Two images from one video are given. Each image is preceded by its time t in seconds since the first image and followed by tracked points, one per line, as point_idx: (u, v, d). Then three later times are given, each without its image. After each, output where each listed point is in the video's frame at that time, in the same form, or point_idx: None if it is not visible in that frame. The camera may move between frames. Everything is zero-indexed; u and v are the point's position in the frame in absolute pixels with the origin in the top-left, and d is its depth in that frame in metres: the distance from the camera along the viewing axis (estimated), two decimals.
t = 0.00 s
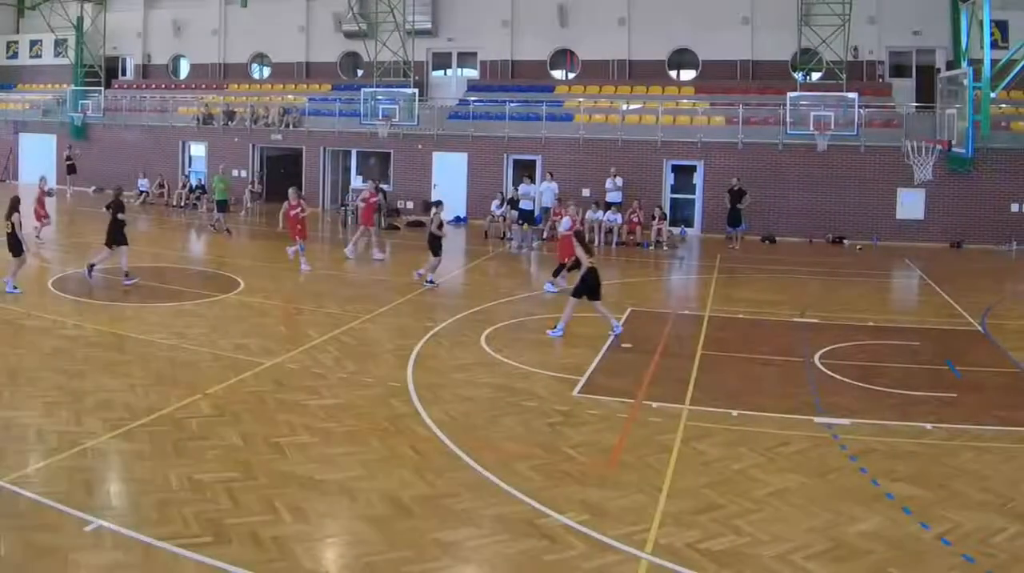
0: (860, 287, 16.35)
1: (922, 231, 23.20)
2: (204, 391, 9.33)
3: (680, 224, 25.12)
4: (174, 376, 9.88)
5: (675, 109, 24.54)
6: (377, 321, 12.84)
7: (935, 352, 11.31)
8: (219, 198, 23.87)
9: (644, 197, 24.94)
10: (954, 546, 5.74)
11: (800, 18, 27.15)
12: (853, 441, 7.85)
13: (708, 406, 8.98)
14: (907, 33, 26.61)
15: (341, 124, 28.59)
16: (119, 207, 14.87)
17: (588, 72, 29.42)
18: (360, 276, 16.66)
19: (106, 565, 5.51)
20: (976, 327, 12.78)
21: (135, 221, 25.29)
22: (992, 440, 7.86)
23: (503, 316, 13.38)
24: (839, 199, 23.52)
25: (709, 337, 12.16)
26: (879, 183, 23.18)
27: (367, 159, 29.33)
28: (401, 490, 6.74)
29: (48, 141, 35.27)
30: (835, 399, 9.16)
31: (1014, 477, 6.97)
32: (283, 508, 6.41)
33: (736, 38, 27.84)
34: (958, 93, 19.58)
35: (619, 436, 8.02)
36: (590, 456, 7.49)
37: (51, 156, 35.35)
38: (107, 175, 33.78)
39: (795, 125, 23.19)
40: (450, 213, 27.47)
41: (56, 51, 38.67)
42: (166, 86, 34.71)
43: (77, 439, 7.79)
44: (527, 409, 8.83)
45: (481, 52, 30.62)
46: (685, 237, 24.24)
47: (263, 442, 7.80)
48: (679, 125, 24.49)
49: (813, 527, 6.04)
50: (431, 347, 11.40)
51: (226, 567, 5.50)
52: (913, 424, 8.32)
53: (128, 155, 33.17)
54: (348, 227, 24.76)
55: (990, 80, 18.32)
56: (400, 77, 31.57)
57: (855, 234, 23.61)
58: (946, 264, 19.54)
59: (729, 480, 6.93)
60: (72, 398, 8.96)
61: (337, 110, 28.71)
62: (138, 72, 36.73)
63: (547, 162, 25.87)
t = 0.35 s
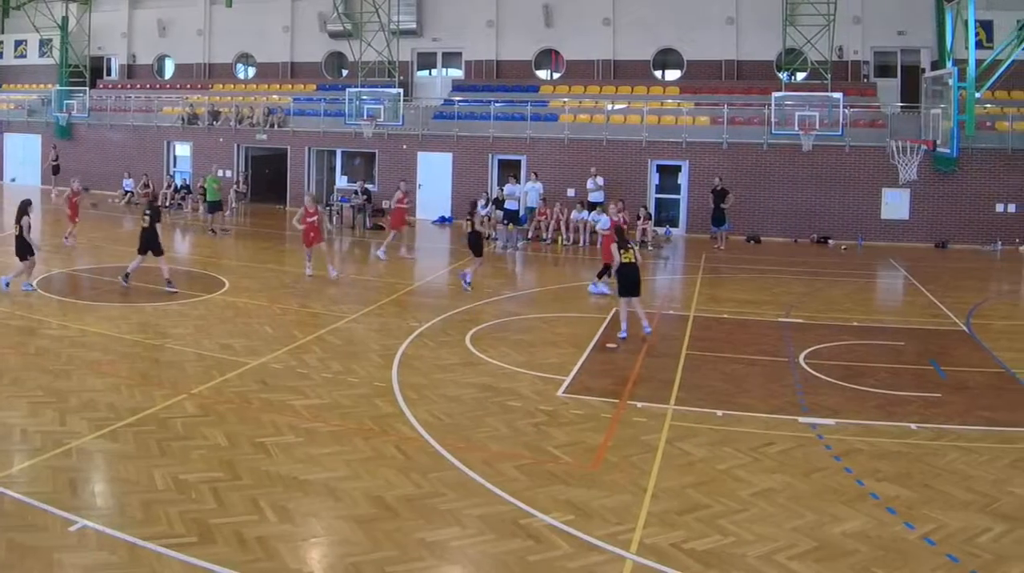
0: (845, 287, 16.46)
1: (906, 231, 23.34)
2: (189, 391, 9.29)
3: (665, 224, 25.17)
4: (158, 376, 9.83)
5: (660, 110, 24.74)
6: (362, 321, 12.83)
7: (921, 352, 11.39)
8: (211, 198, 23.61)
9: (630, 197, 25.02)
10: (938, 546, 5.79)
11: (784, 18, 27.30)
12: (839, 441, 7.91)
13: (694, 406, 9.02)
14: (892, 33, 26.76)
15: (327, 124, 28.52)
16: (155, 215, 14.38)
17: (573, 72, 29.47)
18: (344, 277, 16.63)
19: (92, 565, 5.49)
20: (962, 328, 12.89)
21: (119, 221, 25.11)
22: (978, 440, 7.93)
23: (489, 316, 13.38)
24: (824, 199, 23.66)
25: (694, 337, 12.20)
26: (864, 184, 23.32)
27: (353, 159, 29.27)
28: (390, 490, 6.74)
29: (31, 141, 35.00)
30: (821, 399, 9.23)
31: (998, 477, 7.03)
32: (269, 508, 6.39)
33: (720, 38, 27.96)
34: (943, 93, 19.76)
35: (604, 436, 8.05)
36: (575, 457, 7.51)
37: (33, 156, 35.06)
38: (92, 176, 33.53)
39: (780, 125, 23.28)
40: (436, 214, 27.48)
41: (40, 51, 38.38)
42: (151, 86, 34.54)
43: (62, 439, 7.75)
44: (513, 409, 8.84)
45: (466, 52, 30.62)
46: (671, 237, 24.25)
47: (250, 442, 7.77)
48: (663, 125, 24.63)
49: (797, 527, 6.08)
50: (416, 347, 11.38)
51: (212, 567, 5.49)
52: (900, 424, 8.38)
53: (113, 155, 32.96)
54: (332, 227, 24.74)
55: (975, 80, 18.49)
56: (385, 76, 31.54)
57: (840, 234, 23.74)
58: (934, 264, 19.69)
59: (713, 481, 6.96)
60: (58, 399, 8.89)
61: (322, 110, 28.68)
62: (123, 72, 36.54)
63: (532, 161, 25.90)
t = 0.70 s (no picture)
0: (832, 287, 16.54)
1: (892, 231, 23.48)
2: (175, 391, 9.25)
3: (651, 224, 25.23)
4: (145, 376, 9.79)
5: (646, 110, 24.87)
6: (350, 321, 12.80)
7: (907, 352, 11.46)
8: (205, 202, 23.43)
9: (616, 196, 25.09)
10: (926, 547, 5.83)
11: (770, 19, 27.38)
12: (825, 441, 7.96)
13: (681, 406, 9.06)
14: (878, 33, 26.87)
15: (313, 124, 28.42)
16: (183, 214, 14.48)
17: (559, 72, 29.51)
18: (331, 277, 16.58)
19: (78, 565, 5.47)
20: (948, 328, 12.99)
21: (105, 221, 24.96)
22: (964, 440, 8.00)
23: (476, 316, 13.39)
24: (810, 199, 23.78)
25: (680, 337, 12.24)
26: (850, 184, 23.44)
27: (339, 159, 29.22)
28: (377, 490, 6.73)
29: (17, 142, 34.77)
30: (807, 399, 9.28)
31: (984, 477, 7.09)
32: (257, 509, 6.38)
33: (707, 39, 28.05)
34: (930, 93, 19.87)
35: (591, 436, 8.07)
36: (561, 457, 7.53)
37: (19, 156, 34.84)
38: (78, 176, 33.30)
39: (767, 125, 23.29)
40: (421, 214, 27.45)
41: (27, 51, 38.14)
42: (138, 86, 34.38)
43: (47, 439, 7.71)
44: (500, 409, 8.85)
45: (452, 53, 30.61)
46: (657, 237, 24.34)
47: (237, 443, 7.75)
48: (649, 125, 24.73)
49: (783, 527, 6.12)
50: (403, 347, 11.38)
51: (198, 567, 5.48)
52: (887, 424, 8.44)
53: (99, 156, 32.75)
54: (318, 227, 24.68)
55: (961, 80, 18.61)
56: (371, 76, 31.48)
57: (826, 235, 23.86)
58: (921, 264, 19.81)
59: (699, 481, 6.99)
60: (44, 399, 8.84)
61: (308, 111, 28.60)
62: (109, 72, 36.37)
63: (518, 161, 25.92)
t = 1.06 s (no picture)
0: (818, 287, 16.64)
1: (878, 231, 23.61)
2: (162, 391, 9.21)
3: (638, 224, 25.29)
4: (131, 376, 9.74)
5: (632, 111, 24.96)
6: (337, 321, 12.78)
7: (892, 352, 11.54)
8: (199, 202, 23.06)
9: (602, 196, 25.16)
10: (912, 546, 5.87)
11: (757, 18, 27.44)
12: (811, 441, 8.01)
13: (668, 406, 9.10)
14: (864, 33, 26.99)
15: (299, 124, 28.33)
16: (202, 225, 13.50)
17: (545, 72, 29.54)
18: (318, 276, 16.54)
19: (64, 566, 5.44)
20: (934, 327, 13.09)
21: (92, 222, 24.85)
22: (949, 440, 8.06)
23: (463, 316, 13.39)
24: (796, 199, 23.90)
25: (667, 337, 12.29)
26: (836, 184, 23.57)
27: (325, 159, 29.17)
28: (363, 490, 6.73)
29: (3, 142, 34.57)
30: (794, 399, 9.34)
31: (968, 476, 7.15)
32: (243, 509, 6.36)
33: (693, 39, 28.15)
34: (916, 93, 19.97)
35: (578, 436, 8.10)
36: (548, 456, 7.55)
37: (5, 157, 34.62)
38: (64, 177, 33.12)
39: (753, 125, 23.41)
40: (408, 214, 27.41)
41: (13, 51, 37.93)
42: (124, 86, 34.22)
43: (34, 439, 7.68)
44: (487, 409, 8.87)
45: (438, 53, 30.59)
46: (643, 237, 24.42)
47: (224, 442, 7.74)
48: (635, 125, 24.81)
49: (769, 527, 6.16)
50: (390, 347, 11.37)
51: (185, 567, 5.46)
52: (873, 424, 8.51)
53: (85, 156, 32.57)
54: (305, 227, 24.64)
55: (947, 80, 18.70)
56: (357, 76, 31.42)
57: (812, 235, 23.98)
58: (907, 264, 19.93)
59: (687, 481, 7.03)
60: (30, 399, 8.80)
61: (294, 111, 28.52)
62: (96, 72, 36.21)
63: (505, 162, 25.94)
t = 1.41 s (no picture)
0: (804, 287, 16.74)
1: (864, 231, 23.75)
2: (148, 391, 9.17)
3: (624, 224, 25.37)
4: (117, 376, 9.69)
5: (618, 111, 25.02)
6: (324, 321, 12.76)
7: (878, 352, 11.62)
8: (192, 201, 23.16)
9: (589, 196, 25.21)
10: (898, 546, 5.92)
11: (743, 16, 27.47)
12: (797, 441, 8.06)
13: (654, 406, 9.14)
14: (851, 33, 27.11)
15: (285, 124, 28.26)
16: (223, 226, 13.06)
17: (532, 72, 29.56)
18: (304, 276, 16.51)
19: (50, 566, 5.42)
20: (921, 328, 13.19)
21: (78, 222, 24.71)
22: (934, 440, 8.13)
23: (450, 316, 13.39)
24: (782, 199, 24.01)
25: (653, 337, 12.33)
26: (822, 184, 23.69)
27: (311, 159, 29.12)
28: (350, 491, 6.72)
29: None
30: (780, 399, 9.39)
31: (954, 477, 7.21)
32: (230, 509, 6.35)
33: (679, 39, 28.22)
34: (903, 94, 20.07)
35: (564, 436, 8.12)
36: (534, 457, 7.57)
37: None
38: (50, 177, 32.93)
39: (739, 125, 23.36)
40: (394, 214, 27.39)
41: None
42: (110, 86, 34.06)
43: (20, 439, 7.64)
44: (474, 409, 8.87)
45: (425, 53, 30.57)
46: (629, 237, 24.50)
47: (211, 442, 7.71)
48: (622, 125, 24.88)
49: (755, 527, 6.20)
50: (376, 347, 11.36)
51: (171, 567, 5.45)
52: (860, 424, 8.57)
53: (71, 157, 32.38)
54: (291, 227, 24.59)
55: (934, 81, 18.81)
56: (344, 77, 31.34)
57: (798, 235, 24.10)
58: (893, 264, 20.07)
59: (673, 481, 7.06)
60: (15, 399, 8.74)
61: (280, 111, 28.44)
62: (82, 73, 36.05)
63: (491, 162, 25.95)
